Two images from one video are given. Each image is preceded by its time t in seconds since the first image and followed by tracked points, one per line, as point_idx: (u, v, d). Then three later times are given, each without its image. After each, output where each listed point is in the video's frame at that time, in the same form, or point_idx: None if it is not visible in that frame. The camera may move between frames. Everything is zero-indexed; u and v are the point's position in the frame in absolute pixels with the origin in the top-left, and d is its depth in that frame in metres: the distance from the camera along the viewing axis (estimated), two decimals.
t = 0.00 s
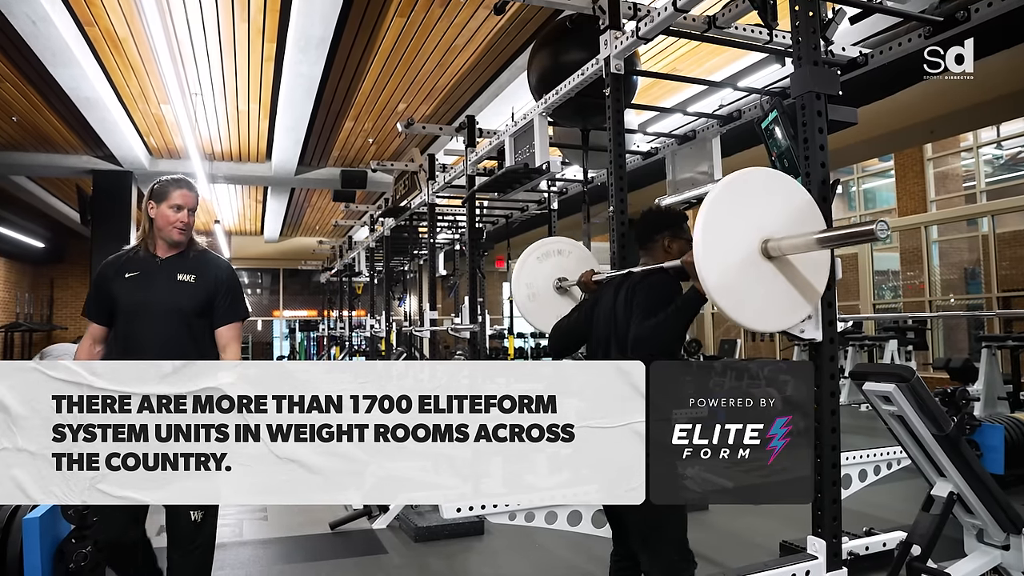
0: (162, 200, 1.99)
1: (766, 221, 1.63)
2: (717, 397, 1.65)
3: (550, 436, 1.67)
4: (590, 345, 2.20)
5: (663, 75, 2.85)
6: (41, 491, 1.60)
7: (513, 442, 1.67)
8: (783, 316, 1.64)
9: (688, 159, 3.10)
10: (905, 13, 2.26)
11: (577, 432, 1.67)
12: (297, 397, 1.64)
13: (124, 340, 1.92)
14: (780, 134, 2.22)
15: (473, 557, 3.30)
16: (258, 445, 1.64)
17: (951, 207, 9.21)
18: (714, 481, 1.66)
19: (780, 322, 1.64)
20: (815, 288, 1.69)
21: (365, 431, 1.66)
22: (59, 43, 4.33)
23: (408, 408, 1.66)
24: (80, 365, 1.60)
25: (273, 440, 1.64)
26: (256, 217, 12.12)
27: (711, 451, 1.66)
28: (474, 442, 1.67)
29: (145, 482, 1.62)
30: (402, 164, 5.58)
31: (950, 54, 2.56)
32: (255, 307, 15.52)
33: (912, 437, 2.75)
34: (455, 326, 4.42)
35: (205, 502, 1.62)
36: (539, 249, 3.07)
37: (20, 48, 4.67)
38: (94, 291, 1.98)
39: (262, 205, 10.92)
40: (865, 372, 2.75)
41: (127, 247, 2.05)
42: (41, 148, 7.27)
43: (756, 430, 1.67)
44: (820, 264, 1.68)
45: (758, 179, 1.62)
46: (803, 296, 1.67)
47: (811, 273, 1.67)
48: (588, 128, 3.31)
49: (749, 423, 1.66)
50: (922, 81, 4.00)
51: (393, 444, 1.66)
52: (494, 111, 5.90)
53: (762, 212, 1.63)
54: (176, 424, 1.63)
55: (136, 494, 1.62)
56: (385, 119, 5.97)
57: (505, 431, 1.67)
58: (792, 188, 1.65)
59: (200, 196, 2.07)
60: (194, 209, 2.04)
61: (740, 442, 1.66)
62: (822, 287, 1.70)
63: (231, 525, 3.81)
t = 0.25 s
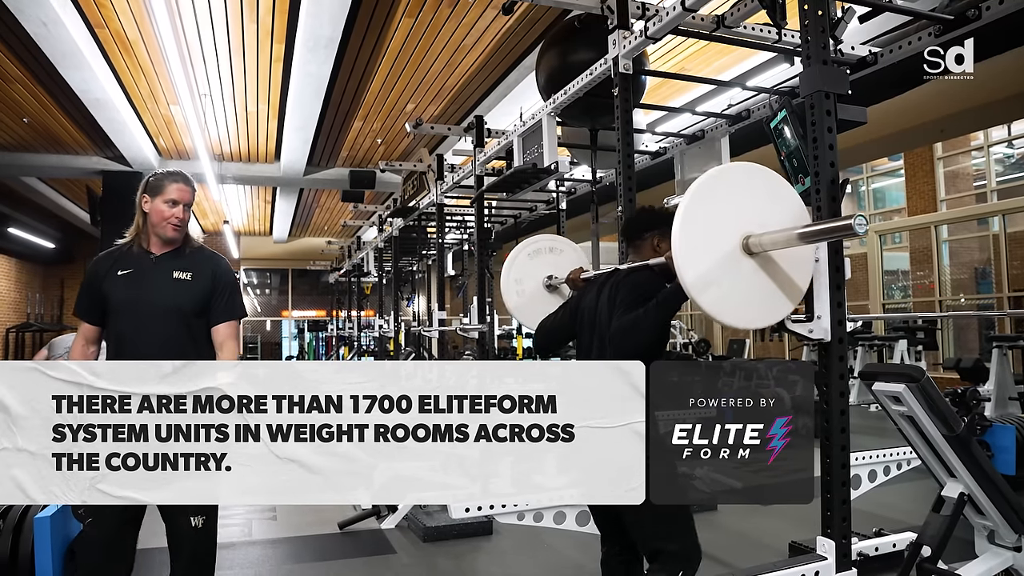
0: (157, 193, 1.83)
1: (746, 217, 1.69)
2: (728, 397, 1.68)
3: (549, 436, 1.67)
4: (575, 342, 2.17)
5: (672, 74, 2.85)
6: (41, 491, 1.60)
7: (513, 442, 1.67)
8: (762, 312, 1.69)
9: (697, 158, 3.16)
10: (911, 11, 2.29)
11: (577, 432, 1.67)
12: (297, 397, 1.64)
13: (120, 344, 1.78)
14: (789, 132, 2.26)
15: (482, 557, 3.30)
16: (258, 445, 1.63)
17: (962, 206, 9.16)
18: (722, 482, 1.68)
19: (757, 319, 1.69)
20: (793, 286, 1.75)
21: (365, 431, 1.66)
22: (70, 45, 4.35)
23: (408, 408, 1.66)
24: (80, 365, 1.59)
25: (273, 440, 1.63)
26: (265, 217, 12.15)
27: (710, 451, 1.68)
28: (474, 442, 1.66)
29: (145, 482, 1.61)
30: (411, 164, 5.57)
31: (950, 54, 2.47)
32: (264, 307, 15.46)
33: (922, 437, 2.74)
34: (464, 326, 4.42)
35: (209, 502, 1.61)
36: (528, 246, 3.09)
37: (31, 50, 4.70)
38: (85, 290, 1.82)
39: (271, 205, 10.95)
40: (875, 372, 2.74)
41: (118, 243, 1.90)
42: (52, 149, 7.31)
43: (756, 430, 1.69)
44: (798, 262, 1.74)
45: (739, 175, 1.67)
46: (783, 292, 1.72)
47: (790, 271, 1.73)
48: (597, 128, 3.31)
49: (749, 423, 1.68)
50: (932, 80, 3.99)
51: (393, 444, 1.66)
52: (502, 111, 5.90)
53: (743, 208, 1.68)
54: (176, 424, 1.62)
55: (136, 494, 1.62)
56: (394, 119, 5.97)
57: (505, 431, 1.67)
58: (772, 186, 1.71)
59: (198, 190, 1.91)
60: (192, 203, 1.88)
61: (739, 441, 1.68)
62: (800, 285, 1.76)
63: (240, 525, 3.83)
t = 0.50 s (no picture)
0: (135, 189, 1.80)
1: (734, 213, 1.67)
2: (736, 397, 1.69)
3: (549, 436, 1.66)
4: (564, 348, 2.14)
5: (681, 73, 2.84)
6: (41, 491, 1.60)
7: (513, 442, 1.66)
8: (752, 311, 1.65)
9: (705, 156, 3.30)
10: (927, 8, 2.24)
11: (577, 432, 1.65)
12: (297, 397, 1.64)
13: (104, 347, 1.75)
14: (798, 131, 2.30)
15: (491, 557, 3.30)
16: (258, 445, 1.63)
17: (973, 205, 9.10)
18: (731, 481, 1.70)
19: (748, 319, 1.65)
20: (787, 285, 1.70)
21: (365, 431, 1.66)
22: (82, 48, 4.39)
23: (408, 407, 1.66)
24: (80, 365, 1.59)
25: (273, 440, 1.63)
26: (275, 218, 12.20)
27: (710, 451, 1.70)
28: (475, 442, 1.66)
29: (144, 482, 1.62)
30: (420, 164, 5.57)
31: (949, 54, 2.54)
32: (274, 308, 15.57)
33: (933, 437, 2.73)
34: (474, 326, 4.43)
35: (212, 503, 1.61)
36: (517, 248, 3.37)
37: (44, 52, 4.74)
38: (56, 293, 1.76)
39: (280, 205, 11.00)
40: (885, 372, 2.73)
41: (90, 241, 1.86)
42: (64, 151, 7.36)
43: (756, 430, 1.70)
44: (793, 260, 1.69)
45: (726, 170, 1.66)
46: (775, 291, 1.68)
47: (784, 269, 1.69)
48: (605, 128, 3.31)
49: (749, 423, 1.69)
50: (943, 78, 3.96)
51: (393, 444, 1.65)
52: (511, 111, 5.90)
53: (731, 203, 1.66)
54: (176, 424, 1.62)
55: (135, 493, 1.62)
56: (403, 119, 5.97)
57: (505, 431, 1.66)
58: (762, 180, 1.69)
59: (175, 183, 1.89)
60: (171, 198, 1.87)
61: (740, 442, 1.70)
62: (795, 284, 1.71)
63: (250, 524, 3.85)
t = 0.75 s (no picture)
0: (113, 178, 1.76)
1: (722, 196, 1.69)
2: (749, 397, 1.77)
3: (549, 436, 1.65)
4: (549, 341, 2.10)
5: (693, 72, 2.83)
6: (41, 491, 1.60)
7: (513, 442, 1.66)
8: (741, 293, 1.66)
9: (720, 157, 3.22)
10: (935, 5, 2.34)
11: (577, 432, 1.65)
12: (298, 397, 1.64)
13: (91, 348, 1.73)
14: (810, 131, 2.31)
15: (504, 557, 3.30)
16: (258, 445, 1.64)
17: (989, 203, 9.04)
18: (744, 482, 1.76)
19: (736, 300, 1.65)
20: (773, 267, 1.72)
21: (366, 431, 1.66)
22: (97, 51, 4.42)
23: (408, 408, 1.66)
24: (81, 365, 1.60)
25: (274, 440, 1.64)
26: (287, 219, 12.26)
27: (711, 451, 1.78)
28: (474, 442, 1.66)
29: (144, 482, 1.62)
30: (432, 164, 5.56)
31: (948, 55, 2.74)
32: (286, 308, 15.59)
33: (950, 438, 2.69)
34: (487, 326, 4.44)
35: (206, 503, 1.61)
36: (510, 245, 3.46)
37: (59, 55, 4.78)
38: (24, 288, 1.66)
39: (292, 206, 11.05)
40: (900, 372, 2.71)
41: (55, 230, 1.78)
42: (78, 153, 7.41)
43: (757, 430, 1.77)
44: (779, 242, 1.72)
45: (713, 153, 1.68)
46: (762, 271, 1.69)
47: (770, 251, 1.71)
48: (618, 127, 3.30)
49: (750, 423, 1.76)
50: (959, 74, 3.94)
51: (395, 444, 1.66)
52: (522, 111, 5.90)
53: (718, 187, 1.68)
54: (176, 424, 1.63)
55: (135, 494, 1.62)
56: (415, 119, 5.98)
57: (505, 431, 1.66)
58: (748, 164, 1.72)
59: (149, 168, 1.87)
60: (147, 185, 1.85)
61: (740, 442, 1.77)
62: (782, 267, 1.73)
63: (264, 523, 3.86)
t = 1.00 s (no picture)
0: (103, 172, 1.72)
1: (698, 186, 1.51)
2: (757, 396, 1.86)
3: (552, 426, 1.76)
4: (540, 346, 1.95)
5: (704, 72, 2.83)
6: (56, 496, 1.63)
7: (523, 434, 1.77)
8: (721, 290, 1.47)
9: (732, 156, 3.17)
10: None
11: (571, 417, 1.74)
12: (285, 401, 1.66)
13: (93, 350, 1.67)
14: (823, 130, 2.33)
15: (515, 557, 3.31)
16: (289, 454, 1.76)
17: (1005, 201, 8.97)
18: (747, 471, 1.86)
19: (718, 299, 1.46)
20: (755, 263, 1.54)
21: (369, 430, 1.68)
22: (111, 54, 4.45)
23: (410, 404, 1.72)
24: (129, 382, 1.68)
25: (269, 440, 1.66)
26: (299, 219, 12.32)
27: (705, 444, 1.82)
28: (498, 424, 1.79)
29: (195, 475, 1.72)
30: (443, 164, 5.57)
31: (949, 54, 2.66)
32: (298, 308, 15.59)
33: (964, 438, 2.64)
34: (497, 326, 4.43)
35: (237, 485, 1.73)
36: (500, 247, 3.14)
37: (74, 59, 4.82)
38: (26, 284, 1.58)
39: (304, 206, 11.09)
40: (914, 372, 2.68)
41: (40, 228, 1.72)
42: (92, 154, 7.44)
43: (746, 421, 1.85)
44: (758, 236, 1.55)
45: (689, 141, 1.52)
46: (744, 267, 1.52)
47: (750, 246, 1.53)
48: (629, 127, 3.30)
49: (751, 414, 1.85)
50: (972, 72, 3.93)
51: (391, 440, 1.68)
52: (533, 111, 5.90)
53: (694, 176, 1.52)
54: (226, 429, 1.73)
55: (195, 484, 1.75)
56: (426, 119, 6.00)
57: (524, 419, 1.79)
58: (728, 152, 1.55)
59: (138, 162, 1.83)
60: (138, 179, 1.81)
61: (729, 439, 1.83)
62: (765, 263, 1.55)
63: (275, 523, 3.88)
